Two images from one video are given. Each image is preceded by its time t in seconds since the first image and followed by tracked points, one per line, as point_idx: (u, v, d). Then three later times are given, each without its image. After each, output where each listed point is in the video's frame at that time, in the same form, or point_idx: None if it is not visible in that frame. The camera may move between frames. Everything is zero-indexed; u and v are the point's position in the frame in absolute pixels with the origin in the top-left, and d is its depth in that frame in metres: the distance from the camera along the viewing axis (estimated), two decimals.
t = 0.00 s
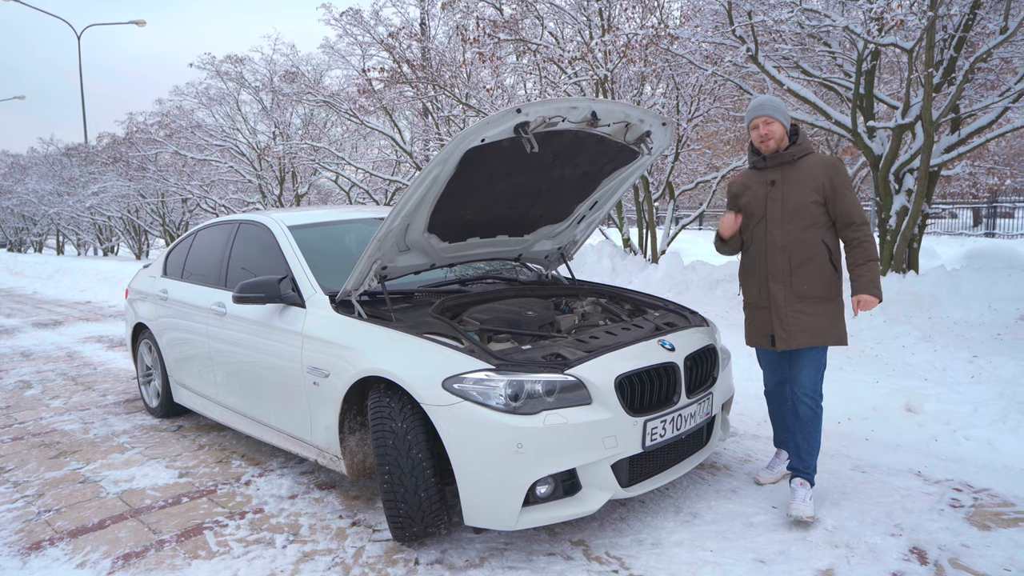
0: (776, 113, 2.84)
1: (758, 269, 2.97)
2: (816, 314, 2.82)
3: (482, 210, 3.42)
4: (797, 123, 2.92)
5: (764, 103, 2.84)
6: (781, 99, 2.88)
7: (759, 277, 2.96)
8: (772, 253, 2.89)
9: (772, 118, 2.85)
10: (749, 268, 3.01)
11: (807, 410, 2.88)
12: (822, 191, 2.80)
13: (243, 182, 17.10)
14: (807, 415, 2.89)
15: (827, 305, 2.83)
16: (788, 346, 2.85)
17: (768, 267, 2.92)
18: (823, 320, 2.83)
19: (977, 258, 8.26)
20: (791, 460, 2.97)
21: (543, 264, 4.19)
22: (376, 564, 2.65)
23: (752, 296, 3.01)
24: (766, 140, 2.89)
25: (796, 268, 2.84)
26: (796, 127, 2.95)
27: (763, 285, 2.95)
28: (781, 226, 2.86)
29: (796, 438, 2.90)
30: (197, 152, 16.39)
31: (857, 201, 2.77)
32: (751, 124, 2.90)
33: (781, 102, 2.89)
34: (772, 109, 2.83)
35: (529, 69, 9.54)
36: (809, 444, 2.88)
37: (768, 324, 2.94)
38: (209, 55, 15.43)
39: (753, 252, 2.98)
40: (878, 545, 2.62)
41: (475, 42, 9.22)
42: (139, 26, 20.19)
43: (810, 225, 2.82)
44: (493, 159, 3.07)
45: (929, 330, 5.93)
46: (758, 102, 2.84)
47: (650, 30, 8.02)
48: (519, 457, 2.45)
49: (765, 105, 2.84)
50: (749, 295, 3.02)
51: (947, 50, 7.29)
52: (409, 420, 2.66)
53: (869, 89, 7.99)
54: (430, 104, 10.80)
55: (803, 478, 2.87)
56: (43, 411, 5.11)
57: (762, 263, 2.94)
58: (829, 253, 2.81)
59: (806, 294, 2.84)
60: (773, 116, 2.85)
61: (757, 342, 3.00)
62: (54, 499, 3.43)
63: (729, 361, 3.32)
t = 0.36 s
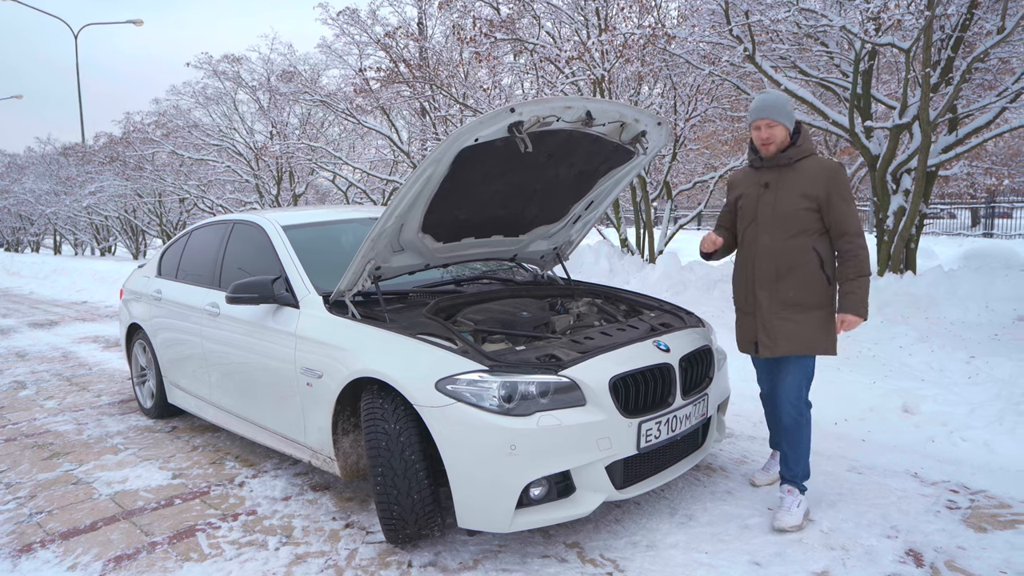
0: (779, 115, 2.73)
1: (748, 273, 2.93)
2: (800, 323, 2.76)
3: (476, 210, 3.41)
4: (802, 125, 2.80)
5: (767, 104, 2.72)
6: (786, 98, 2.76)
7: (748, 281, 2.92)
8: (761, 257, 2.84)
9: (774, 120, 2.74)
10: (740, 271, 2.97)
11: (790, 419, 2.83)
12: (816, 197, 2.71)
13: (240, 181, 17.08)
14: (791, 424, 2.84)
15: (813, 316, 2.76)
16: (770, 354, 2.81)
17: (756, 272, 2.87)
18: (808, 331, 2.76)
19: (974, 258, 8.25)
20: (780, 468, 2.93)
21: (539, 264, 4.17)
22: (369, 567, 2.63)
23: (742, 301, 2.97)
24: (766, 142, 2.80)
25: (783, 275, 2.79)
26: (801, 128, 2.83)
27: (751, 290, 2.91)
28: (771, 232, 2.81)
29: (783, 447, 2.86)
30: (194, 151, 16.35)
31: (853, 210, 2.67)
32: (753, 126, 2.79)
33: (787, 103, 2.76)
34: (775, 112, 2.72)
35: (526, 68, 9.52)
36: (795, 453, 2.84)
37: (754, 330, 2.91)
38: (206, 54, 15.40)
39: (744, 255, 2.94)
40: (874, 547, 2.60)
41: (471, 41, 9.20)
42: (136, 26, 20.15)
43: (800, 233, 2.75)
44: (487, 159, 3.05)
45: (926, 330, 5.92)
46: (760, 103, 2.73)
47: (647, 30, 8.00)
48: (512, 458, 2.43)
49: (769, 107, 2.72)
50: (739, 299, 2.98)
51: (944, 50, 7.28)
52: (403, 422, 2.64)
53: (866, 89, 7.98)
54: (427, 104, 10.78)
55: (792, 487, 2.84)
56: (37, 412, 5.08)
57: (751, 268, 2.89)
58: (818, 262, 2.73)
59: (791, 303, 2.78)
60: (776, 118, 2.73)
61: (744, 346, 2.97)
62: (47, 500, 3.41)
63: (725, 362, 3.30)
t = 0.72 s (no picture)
0: (783, 112, 2.64)
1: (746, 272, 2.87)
2: (788, 331, 2.69)
3: (476, 210, 3.40)
4: (814, 121, 2.67)
5: (773, 98, 2.65)
6: (802, 95, 2.64)
7: (743, 281, 2.86)
8: (756, 258, 2.78)
9: (777, 116, 2.66)
10: (736, 270, 2.91)
11: (787, 429, 2.78)
12: (816, 197, 2.60)
13: (241, 181, 17.09)
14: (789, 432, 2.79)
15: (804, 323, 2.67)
16: (756, 359, 2.76)
17: (751, 272, 2.80)
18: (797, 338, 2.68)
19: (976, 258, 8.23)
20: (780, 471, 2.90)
21: (539, 264, 4.16)
22: (368, 568, 2.63)
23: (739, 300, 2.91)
24: (770, 136, 2.73)
25: (777, 277, 2.71)
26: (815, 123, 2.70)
27: (745, 290, 2.85)
28: (767, 231, 2.73)
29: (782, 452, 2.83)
30: (195, 151, 16.36)
31: (853, 214, 2.53)
32: (759, 118, 2.73)
33: (799, 96, 2.64)
34: (780, 106, 2.64)
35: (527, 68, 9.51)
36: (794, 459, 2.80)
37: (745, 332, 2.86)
38: (207, 54, 15.41)
39: (742, 254, 2.87)
40: (875, 548, 2.59)
41: (472, 41, 9.19)
42: (137, 26, 20.15)
43: (796, 234, 2.65)
44: (486, 159, 3.04)
45: (928, 330, 5.90)
46: (766, 96, 2.66)
47: (647, 29, 7.97)
48: (510, 459, 2.42)
49: (774, 101, 2.65)
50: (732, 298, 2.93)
51: (946, 49, 7.27)
52: (401, 422, 2.63)
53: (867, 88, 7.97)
54: (428, 103, 10.78)
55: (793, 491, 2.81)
56: (37, 412, 5.07)
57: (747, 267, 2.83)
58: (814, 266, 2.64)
59: (783, 308, 2.70)
60: (781, 113, 2.65)
61: (734, 348, 2.92)
62: (45, 501, 3.40)
63: (725, 362, 3.29)
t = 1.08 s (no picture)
0: (766, 110, 2.58)
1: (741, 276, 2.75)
2: (784, 337, 2.59)
3: (475, 209, 3.39)
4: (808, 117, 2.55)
5: (760, 95, 2.59)
6: (791, 96, 2.53)
7: (738, 285, 2.74)
8: (752, 261, 2.67)
9: (761, 113, 2.61)
10: (730, 272, 2.79)
11: (793, 431, 2.72)
12: (814, 198, 2.50)
13: (242, 181, 17.10)
14: (794, 435, 2.73)
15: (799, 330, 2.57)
16: (750, 367, 2.66)
17: (746, 276, 2.69)
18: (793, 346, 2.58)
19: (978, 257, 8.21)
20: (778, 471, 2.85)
21: (538, 264, 4.14)
22: (366, 568, 2.62)
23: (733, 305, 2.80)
24: (758, 133, 2.67)
25: (773, 282, 2.60)
26: (813, 119, 2.60)
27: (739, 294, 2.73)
28: (764, 234, 2.63)
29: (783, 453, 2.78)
30: (197, 151, 16.37)
31: (852, 216, 2.43)
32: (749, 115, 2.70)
33: (786, 93, 2.54)
34: (762, 104, 2.58)
35: (527, 67, 9.51)
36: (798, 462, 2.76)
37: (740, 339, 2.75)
38: (208, 54, 15.42)
39: (738, 256, 2.76)
40: (875, 549, 2.58)
41: (472, 41, 9.19)
42: (139, 26, 20.14)
43: (794, 237, 2.55)
44: (485, 158, 3.03)
45: (929, 329, 5.89)
46: (751, 93, 2.62)
47: (648, 29, 7.96)
48: (509, 460, 2.41)
49: (757, 99, 2.60)
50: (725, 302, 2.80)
51: (947, 48, 7.27)
52: (399, 423, 2.62)
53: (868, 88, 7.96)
54: (429, 103, 10.78)
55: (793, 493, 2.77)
56: (37, 412, 5.07)
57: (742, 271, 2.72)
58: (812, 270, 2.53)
59: (779, 315, 2.59)
60: (764, 111, 2.59)
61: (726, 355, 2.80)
62: (45, 501, 3.40)
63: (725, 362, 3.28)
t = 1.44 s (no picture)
0: (741, 115, 2.43)
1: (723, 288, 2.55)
2: (781, 349, 2.43)
3: (476, 210, 3.38)
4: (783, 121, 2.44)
5: (732, 101, 2.45)
6: (766, 99, 2.41)
7: (722, 299, 2.53)
8: (739, 272, 2.47)
9: (736, 118, 2.45)
10: (712, 284, 2.57)
11: (792, 437, 2.62)
12: (803, 202, 2.35)
13: (245, 182, 17.14)
14: (791, 441, 2.64)
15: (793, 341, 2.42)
16: (745, 384, 2.46)
17: (733, 288, 2.49)
18: (788, 358, 2.43)
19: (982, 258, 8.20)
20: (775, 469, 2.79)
21: (540, 266, 4.14)
22: (367, 570, 2.62)
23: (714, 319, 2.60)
24: (733, 139, 2.50)
25: (764, 292, 2.42)
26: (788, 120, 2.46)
27: (724, 309, 2.53)
28: (750, 242, 2.44)
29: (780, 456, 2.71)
30: (200, 153, 16.41)
31: (842, 218, 2.32)
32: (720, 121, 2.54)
33: (761, 97, 2.41)
34: (737, 108, 2.43)
35: (529, 69, 9.52)
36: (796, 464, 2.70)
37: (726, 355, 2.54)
38: (211, 55, 15.46)
39: (718, 267, 2.55)
40: (877, 552, 2.57)
41: (474, 42, 9.20)
42: (142, 28, 20.17)
43: (783, 243, 2.39)
44: (487, 160, 3.03)
45: (932, 331, 5.88)
46: (724, 98, 2.48)
47: (650, 30, 7.95)
48: (510, 462, 2.41)
49: (730, 104, 2.46)
50: (709, 316, 2.57)
51: (950, 49, 7.27)
52: (401, 424, 2.62)
53: (871, 89, 7.96)
54: (431, 104, 10.80)
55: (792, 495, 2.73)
56: (39, 413, 5.08)
57: (727, 283, 2.51)
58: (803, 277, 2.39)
59: (773, 326, 2.42)
60: (739, 115, 2.44)
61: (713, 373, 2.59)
62: (47, 502, 3.40)
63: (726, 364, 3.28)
